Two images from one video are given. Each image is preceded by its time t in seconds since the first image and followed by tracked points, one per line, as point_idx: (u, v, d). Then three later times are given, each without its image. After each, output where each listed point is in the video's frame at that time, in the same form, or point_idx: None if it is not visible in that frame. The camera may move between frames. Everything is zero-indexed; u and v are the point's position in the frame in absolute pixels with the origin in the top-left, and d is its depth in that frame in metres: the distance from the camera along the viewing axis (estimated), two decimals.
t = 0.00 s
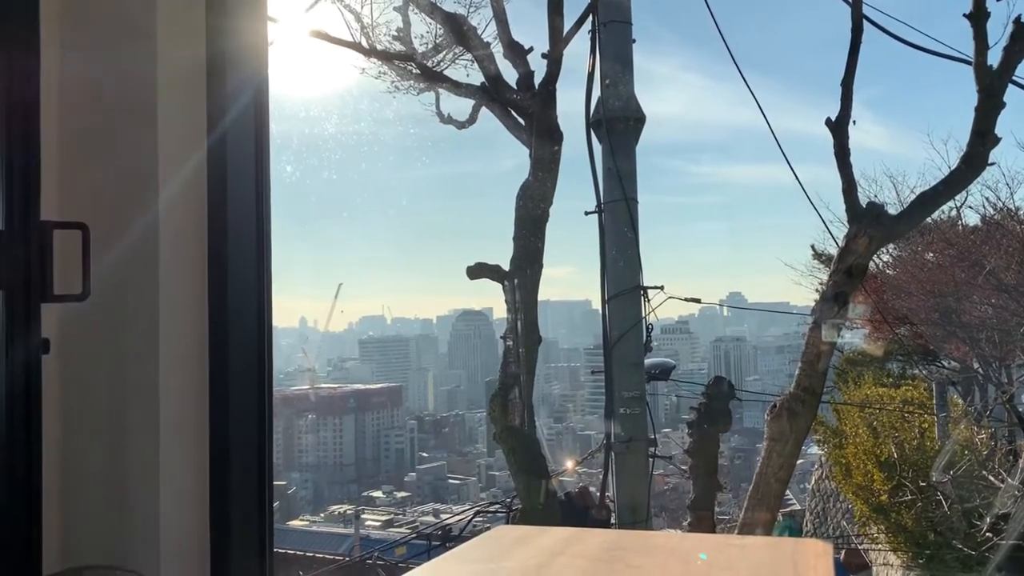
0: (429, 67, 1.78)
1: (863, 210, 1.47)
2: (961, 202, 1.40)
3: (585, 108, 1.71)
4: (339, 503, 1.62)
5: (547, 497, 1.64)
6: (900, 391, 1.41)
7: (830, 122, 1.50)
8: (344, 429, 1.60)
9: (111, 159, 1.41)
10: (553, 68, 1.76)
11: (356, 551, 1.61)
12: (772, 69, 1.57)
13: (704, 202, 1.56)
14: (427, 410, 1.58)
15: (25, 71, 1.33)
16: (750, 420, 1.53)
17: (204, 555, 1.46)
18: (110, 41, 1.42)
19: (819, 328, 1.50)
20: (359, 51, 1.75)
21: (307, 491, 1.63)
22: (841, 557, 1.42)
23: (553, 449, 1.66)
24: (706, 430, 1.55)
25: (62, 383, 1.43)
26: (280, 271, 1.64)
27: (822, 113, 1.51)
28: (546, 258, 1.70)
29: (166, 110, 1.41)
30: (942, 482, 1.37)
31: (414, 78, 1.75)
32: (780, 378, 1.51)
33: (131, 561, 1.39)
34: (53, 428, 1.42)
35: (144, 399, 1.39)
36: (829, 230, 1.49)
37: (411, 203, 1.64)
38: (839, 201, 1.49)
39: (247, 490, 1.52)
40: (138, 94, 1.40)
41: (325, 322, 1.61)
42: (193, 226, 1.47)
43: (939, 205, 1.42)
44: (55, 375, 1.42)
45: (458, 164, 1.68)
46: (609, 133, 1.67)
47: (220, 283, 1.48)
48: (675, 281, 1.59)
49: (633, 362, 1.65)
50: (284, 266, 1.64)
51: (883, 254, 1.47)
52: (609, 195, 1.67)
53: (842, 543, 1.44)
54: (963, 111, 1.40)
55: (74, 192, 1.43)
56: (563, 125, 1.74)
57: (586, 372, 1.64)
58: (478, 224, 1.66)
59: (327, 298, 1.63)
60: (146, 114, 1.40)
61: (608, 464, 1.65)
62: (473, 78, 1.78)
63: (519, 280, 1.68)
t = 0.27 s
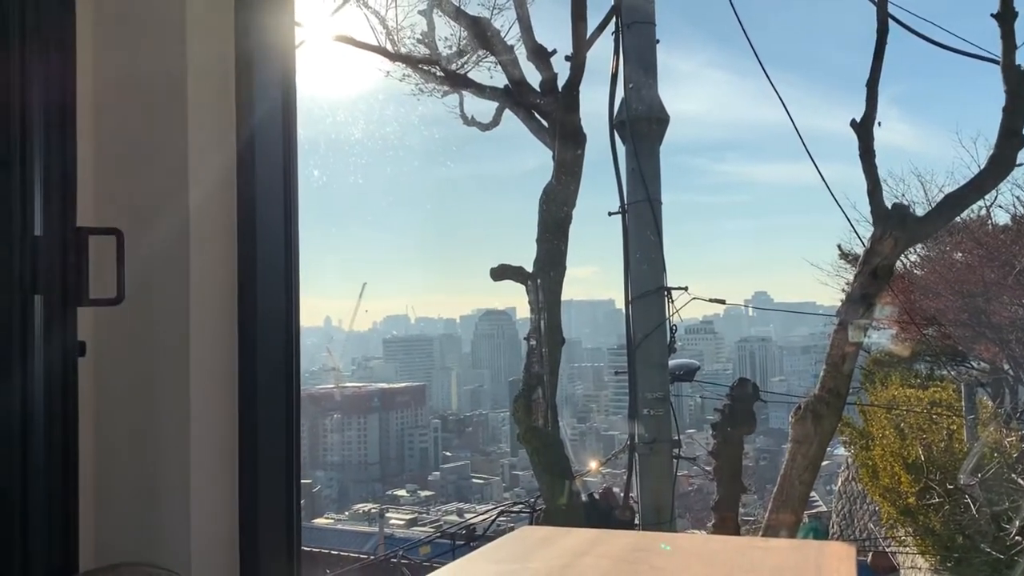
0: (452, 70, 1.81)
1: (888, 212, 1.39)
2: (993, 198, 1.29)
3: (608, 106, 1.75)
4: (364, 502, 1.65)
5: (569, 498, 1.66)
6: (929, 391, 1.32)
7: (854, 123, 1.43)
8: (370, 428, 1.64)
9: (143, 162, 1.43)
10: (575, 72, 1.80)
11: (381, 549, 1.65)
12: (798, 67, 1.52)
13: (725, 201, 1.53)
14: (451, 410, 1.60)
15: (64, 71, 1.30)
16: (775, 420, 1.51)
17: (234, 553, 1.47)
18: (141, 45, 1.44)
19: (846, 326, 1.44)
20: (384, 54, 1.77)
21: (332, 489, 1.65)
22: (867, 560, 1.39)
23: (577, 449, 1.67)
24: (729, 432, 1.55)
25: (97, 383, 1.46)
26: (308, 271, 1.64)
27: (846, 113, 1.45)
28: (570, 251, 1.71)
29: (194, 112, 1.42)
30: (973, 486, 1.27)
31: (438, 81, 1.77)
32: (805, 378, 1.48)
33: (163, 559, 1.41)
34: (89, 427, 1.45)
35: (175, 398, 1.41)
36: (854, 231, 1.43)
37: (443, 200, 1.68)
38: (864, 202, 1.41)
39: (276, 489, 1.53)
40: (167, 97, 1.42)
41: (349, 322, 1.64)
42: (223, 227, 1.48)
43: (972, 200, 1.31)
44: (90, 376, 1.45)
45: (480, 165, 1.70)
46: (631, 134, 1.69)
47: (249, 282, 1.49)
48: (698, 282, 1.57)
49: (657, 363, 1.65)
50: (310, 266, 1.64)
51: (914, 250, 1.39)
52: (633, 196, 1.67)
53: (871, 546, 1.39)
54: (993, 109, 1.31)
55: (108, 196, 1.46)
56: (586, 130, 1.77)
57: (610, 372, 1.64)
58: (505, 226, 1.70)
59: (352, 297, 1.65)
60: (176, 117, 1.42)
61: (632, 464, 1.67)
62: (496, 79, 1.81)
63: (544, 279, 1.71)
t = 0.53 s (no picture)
0: (481, 71, 1.79)
1: (921, 212, 1.37)
2: None
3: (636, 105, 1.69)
4: (392, 499, 1.66)
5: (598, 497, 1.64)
6: (965, 393, 1.30)
7: (887, 124, 1.42)
8: (398, 426, 1.66)
9: (182, 165, 1.46)
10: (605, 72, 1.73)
11: (410, 547, 1.67)
12: (828, 66, 1.51)
13: (755, 200, 1.52)
14: (478, 408, 1.61)
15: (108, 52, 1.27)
16: (806, 420, 1.49)
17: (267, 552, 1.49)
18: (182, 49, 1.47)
19: (878, 327, 1.43)
20: (413, 56, 1.79)
21: (361, 487, 1.67)
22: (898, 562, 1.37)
23: (605, 449, 1.64)
24: (758, 434, 1.52)
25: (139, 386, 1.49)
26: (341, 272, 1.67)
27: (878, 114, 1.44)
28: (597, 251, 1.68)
29: (230, 116, 1.45)
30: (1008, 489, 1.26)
31: (467, 83, 1.77)
32: (836, 379, 1.46)
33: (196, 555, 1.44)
34: (131, 414, 1.50)
35: (211, 398, 1.44)
36: (886, 231, 1.41)
37: (477, 198, 1.70)
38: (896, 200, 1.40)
39: (310, 490, 1.54)
40: (204, 102, 1.45)
41: (378, 320, 1.66)
42: (258, 229, 1.50)
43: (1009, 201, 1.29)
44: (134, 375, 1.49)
45: (506, 165, 1.70)
46: (660, 134, 1.65)
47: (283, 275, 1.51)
48: (727, 283, 1.54)
49: (686, 363, 1.61)
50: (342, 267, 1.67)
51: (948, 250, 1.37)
52: (661, 195, 1.65)
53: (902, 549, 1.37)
54: None
55: (149, 200, 1.49)
56: (616, 131, 1.71)
57: (638, 373, 1.61)
58: (532, 226, 1.69)
59: (381, 296, 1.69)
60: (213, 121, 1.44)
61: (661, 464, 1.64)
62: (525, 80, 1.78)
63: (572, 280, 1.68)
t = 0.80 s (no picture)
0: (514, 69, 1.74)
1: (960, 210, 1.35)
2: None
3: (668, 106, 1.64)
4: (425, 494, 1.67)
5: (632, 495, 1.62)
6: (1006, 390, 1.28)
7: (922, 120, 1.41)
8: (430, 422, 1.67)
9: (226, 174, 1.54)
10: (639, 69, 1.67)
11: (443, 542, 1.65)
12: (865, 59, 1.49)
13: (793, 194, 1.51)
14: (509, 403, 1.60)
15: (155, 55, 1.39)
16: (841, 417, 1.48)
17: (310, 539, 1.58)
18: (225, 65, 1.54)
19: (915, 324, 1.40)
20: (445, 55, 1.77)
21: (394, 482, 1.70)
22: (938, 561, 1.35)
23: (638, 446, 1.63)
24: (792, 433, 1.51)
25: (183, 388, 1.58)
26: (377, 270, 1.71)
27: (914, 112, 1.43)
28: (630, 249, 1.65)
29: (274, 123, 1.52)
30: None
31: (501, 82, 1.74)
32: (873, 376, 1.46)
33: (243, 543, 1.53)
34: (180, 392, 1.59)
35: (256, 392, 1.53)
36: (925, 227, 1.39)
37: (508, 196, 1.68)
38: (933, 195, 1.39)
39: (350, 478, 1.63)
40: (248, 111, 1.52)
41: (410, 316, 1.68)
42: (299, 232, 1.59)
43: None
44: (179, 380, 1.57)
45: (537, 161, 1.68)
46: (693, 131, 1.61)
47: (323, 263, 1.59)
48: (762, 279, 1.53)
49: (720, 360, 1.61)
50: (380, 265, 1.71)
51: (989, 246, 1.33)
52: (694, 191, 1.61)
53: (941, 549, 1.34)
54: None
55: (194, 210, 1.57)
56: (652, 130, 1.65)
57: (671, 369, 1.62)
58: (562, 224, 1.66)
59: (412, 291, 1.70)
60: (257, 128, 1.52)
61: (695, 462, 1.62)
62: (557, 78, 1.71)
63: (604, 278, 1.64)
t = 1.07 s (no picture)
0: (547, 63, 1.73)
1: (1002, 201, 1.36)
2: None
3: (704, 93, 1.62)
4: (460, 486, 1.68)
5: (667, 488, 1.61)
6: None
7: (963, 109, 1.40)
8: (463, 413, 1.68)
9: (264, 165, 1.56)
10: (672, 59, 1.65)
11: (478, 533, 1.69)
12: (904, 48, 1.47)
13: (830, 186, 1.48)
14: (543, 397, 1.59)
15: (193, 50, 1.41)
16: (880, 411, 1.47)
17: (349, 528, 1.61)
18: (263, 59, 1.57)
19: (955, 316, 1.40)
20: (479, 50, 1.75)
21: (428, 474, 1.71)
22: (980, 557, 1.33)
23: (674, 439, 1.63)
24: (829, 426, 1.50)
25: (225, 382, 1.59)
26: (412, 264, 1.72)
27: (952, 100, 1.41)
28: (664, 242, 1.63)
29: (311, 116, 1.55)
30: None
31: (535, 76, 1.72)
32: (913, 368, 1.43)
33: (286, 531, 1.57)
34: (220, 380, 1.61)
35: (296, 383, 1.56)
36: (967, 215, 1.39)
37: (540, 189, 1.68)
38: (975, 180, 1.38)
39: (389, 471, 1.64)
40: (287, 104, 1.55)
41: (443, 309, 1.69)
42: (336, 224, 1.61)
43: None
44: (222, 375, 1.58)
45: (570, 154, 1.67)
46: (730, 123, 1.59)
47: (360, 255, 1.61)
48: (798, 272, 1.52)
49: (756, 353, 1.60)
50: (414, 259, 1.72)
51: None
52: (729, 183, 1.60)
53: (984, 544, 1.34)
54: None
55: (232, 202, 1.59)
56: (685, 120, 1.63)
57: (706, 362, 1.62)
58: (595, 219, 1.64)
59: (446, 285, 1.71)
60: (295, 121, 1.54)
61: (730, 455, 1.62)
62: (590, 71, 1.71)
63: (638, 271, 1.63)
